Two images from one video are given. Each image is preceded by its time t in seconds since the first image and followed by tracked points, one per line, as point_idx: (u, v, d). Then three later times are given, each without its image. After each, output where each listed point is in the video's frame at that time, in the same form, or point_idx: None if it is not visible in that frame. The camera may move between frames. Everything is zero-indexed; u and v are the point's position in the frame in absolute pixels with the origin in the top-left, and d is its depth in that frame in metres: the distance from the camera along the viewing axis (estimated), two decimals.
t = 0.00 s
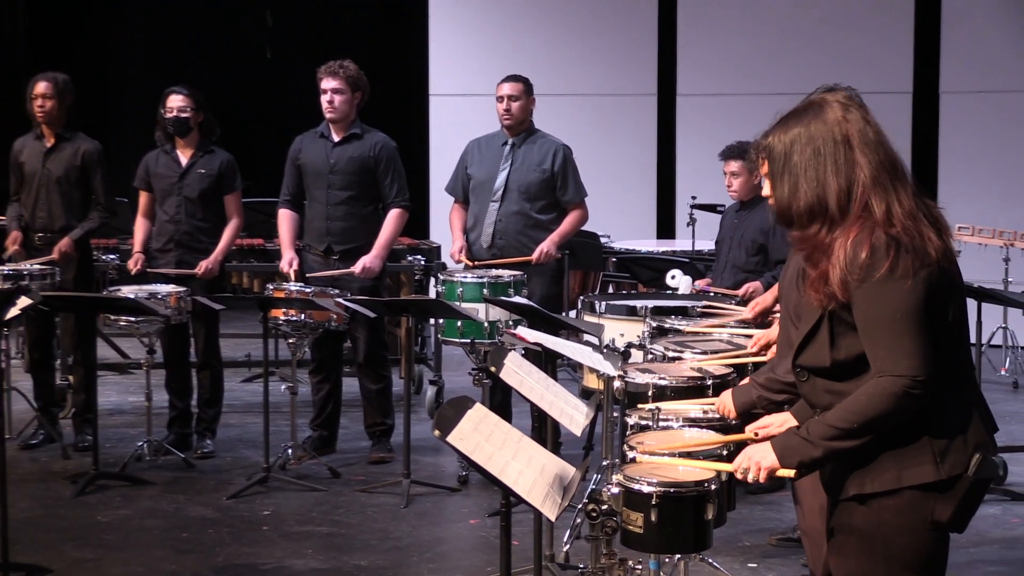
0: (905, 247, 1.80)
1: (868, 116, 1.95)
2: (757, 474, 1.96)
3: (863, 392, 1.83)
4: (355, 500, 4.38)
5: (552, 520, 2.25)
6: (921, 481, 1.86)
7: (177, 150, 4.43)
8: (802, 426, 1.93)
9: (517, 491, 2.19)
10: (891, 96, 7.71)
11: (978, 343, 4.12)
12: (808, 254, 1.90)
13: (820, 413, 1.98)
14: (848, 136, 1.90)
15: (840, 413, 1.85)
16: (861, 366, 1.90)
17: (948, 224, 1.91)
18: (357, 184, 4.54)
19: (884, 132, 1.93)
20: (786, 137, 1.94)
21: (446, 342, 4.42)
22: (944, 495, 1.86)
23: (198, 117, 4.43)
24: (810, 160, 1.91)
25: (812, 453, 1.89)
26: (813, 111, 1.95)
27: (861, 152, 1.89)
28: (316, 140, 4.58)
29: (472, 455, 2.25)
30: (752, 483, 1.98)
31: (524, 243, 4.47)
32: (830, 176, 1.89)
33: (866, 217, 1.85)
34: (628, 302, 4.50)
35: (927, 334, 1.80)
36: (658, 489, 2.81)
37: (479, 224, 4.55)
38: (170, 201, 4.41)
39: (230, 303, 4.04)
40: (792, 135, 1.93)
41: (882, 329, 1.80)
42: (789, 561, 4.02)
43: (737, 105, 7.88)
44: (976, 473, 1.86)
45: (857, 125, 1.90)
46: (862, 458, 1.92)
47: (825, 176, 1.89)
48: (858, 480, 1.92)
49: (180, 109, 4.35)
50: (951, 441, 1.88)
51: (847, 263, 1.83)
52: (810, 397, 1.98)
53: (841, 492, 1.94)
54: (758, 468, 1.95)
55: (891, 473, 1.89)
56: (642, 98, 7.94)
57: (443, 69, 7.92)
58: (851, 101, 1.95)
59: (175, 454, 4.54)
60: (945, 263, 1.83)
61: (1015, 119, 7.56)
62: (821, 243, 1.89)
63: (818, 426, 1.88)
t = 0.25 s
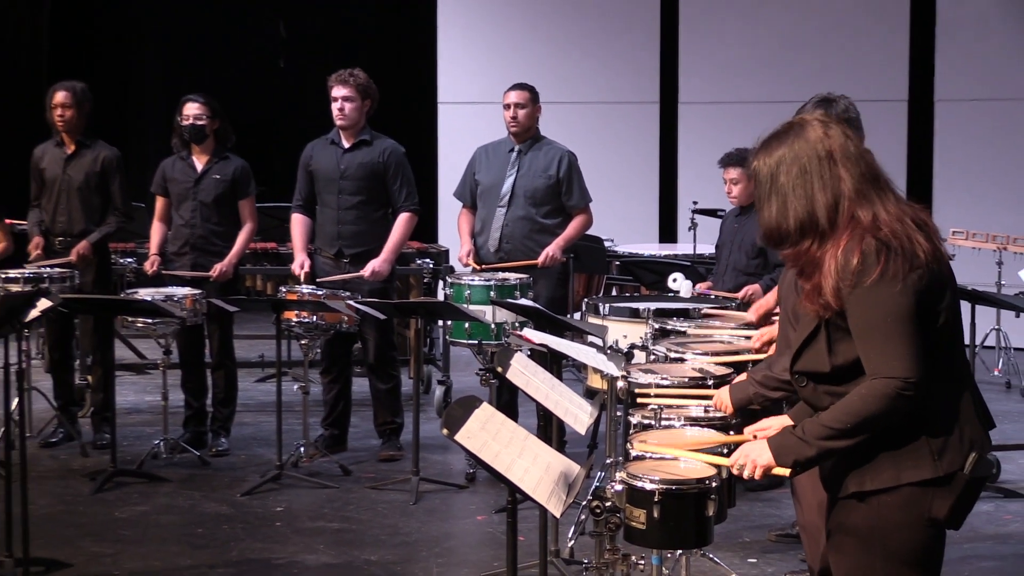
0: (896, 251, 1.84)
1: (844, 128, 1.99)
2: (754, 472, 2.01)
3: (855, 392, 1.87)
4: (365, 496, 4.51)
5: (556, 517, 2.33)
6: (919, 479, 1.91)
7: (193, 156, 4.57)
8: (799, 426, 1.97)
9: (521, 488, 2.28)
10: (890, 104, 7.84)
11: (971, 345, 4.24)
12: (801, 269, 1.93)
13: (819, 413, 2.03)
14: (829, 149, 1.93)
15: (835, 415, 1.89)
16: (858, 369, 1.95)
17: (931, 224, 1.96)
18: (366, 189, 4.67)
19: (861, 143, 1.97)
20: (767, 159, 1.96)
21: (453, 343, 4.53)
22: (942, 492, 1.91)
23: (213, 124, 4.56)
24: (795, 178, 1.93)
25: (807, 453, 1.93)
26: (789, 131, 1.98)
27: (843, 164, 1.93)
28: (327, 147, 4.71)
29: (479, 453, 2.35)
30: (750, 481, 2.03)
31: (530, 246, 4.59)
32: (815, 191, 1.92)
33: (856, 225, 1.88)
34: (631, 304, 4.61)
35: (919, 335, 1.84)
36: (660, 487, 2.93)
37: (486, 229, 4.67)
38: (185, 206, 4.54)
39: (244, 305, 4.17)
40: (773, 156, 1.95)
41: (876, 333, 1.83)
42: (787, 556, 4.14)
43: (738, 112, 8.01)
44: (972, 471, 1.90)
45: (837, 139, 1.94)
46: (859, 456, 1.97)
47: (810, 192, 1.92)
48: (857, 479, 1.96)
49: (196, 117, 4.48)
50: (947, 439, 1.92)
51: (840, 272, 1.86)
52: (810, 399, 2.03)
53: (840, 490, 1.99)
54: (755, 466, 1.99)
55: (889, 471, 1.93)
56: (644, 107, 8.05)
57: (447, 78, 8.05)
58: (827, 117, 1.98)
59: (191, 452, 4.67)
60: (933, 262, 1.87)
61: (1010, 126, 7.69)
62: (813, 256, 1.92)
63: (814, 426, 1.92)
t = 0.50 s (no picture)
0: (887, 254, 1.92)
1: (832, 141, 2.07)
2: (751, 468, 2.07)
3: (849, 392, 1.94)
4: (374, 492, 4.63)
5: (561, 512, 2.41)
6: (915, 474, 1.98)
7: (208, 161, 4.70)
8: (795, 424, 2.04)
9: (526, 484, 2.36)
10: (888, 110, 8.01)
11: (964, 344, 4.33)
12: (796, 277, 2.02)
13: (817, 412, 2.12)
14: (817, 163, 2.02)
15: (830, 412, 1.96)
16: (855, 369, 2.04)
17: (921, 227, 2.04)
18: (376, 193, 4.79)
19: (849, 154, 2.06)
20: (758, 175, 2.05)
21: (460, 343, 4.65)
22: (939, 486, 1.98)
23: (227, 130, 4.69)
24: (785, 192, 2.01)
25: (802, 449, 2.00)
26: (778, 146, 2.07)
27: (832, 176, 2.01)
28: (337, 152, 4.84)
29: (486, 449, 2.43)
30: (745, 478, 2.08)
31: (536, 249, 4.72)
32: (806, 203, 2.00)
33: (847, 232, 1.97)
34: (634, 306, 4.73)
35: (912, 333, 1.91)
36: (662, 482, 2.96)
37: (493, 232, 4.80)
38: (200, 210, 4.67)
39: (258, 306, 4.30)
40: (764, 172, 2.04)
41: (869, 333, 1.91)
42: (784, 549, 4.26)
43: (738, 118, 8.19)
44: (967, 467, 1.98)
45: (824, 152, 2.02)
46: (857, 452, 2.04)
47: (801, 205, 2.00)
48: (855, 475, 2.03)
49: (211, 123, 4.61)
50: (942, 435, 2.00)
51: (833, 277, 1.94)
52: (809, 398, 2.12)
53: (838, 485, 2.06)
54: (751, 463, 2.04)
55: (886, 467, 2.00)
56: (646, 112, 8.23)
57: (453, 85, 8.22)
58: (815, 131, 2.07)
59: (205, 448, 4.80)
60: (924, 263, 1.95)
61: (1003, 132, 7.86)
62: (807, 265, 2.00)
63: (810, 424, 1.99)
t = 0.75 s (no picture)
0: (890, 253, 1.95)
1: (843, 142, 2.12)
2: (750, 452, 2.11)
3: (850, 384, 1.96)
4: (385, 487, 4.76)
5: (566, 506, 2.53)
6: (908, 469, 2.01)
7: (222, 165, 4.84)
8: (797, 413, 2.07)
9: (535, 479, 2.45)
10: (886, 115, 8.16)
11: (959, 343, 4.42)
12: (801, 273, 2.05)
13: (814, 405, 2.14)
14: (828, 161, 2.06)
15: (831, 403, 1.99)
16: (853, 363, 2.06)
17: (925, 230, 2.08)
18: (386, 197, 4.92)
19: (859, 156, 2.10)
20: (769, 171, 2.10)
21: (468, 342, 4.77)
22: (930, 483, 2.01)
23: (241, 135, 4.82)
24: (794, 189, 2.06)
25: (802, 438, 2.03)
26: (791, 144, 2.12)
27: (841, 175, 2.05)
28: (348, 157, 4.97)
29: (492, 446, 2.52)
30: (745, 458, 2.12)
31: (542, 251, 4.85)
32: (815, 200, 2.05)
33: (852, 230, 2.00)
34: (637, 305, 4.86)
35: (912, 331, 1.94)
36: (664, 477, 3.09)
37: (500, 234, 4.93)
38: (216, 213, 4.80)
39: (271, 305, 4.43)
40: (775, 168, 2.09)
41: (869, 329, 1.93)
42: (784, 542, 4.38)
43: (739, 122, 8.34)
44: (958, 464, 2.01)
45: (835, 151, 2.06)
46: (853, 445, 2.07)
47: (810, 202, 2.04)
48: (850, 468, 2.07)
49: (225, 128, 4.74)
50: (935, 432, 2.03)
51: (836, 273, 1.97)
52: (805, 392, 2.14)
53: (833, 478, 2.09)
54: (751, 446, 2.09)
55: (880, 461, 2.04)
56: (648, 117, 8.40)
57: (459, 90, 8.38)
58: (827, 131, 2.12)
59: (220, 444, 4.94)
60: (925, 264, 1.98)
61: (1000, 136, 7.99)
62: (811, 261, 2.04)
63: (811, 414, 2.02)
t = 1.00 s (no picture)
0: (900, 252, 1.91)
1: (868, 135, 2.07)
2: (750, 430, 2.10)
3: (854, 375, 1.93)
4: (394, 482, 4.90)
5: (571, 501, 2.60)
6: (901, 464, 1.97)
7: (237, 168, 4.97)
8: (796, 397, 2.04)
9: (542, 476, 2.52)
10: (884, 120, 8.39)
11: (953, 342, 4.53)
12: (810, 261, 2.02)
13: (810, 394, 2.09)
14: (852, 153, 2.02)
15: (834, 391, 1.95)
16: (853, 355, 2.01)
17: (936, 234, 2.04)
18: (396, 199, 5.05)
19: (882, 153, 2.06)
20: (791, 156, 2.06)
21: (476, 341, 4.89)
22: (919, 479, 1.98)
23: (255, 139, 4.95)
24: (815, 177, 2.02)
25: (802, 424, 1.99)
26: (816, 131, 2.07)
27: (863, 169, 2.01)
28: (359, 160, 5.10)
29: (500, 442, 2.60)
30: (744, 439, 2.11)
31: (548, 252, 4.97)
32: (832, 191, 2.01)
33: (866, 226, 1.97)
34: (641, 305, 4.99)
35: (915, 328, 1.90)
36: (666, 472, 3.20)
37: (507, 235, 5.05)
38: (230, 215, 4.94)
39: (284, 305, 4.56)
40: (796, 153, 2.05)
41: (873, 324, 1.90)
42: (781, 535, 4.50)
43: (740, 128, 8.60)
44: (950, 461, 1.97)
45: (860, 144, 2.02)
46: (846, 439, 2.02)
47: (828, 192, 2.01)
48: (843, 461, 2.02)
49: (239, 133, 4.87)
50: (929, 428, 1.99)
51: (845, 266, 1.94)
52: (802, 380, 2.09)
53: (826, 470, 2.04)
54: (751, 425, 2.08)
55: (874, 455, 1.99)
56: (651, 123, 8.67)
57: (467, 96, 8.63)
58: (854, 122, 2.07)
59: (234, 440, 5.08)
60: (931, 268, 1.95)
61: (994, 141, 8.22)
62: (822, 250, 2.01)
63: (813, 400, 1.98)
